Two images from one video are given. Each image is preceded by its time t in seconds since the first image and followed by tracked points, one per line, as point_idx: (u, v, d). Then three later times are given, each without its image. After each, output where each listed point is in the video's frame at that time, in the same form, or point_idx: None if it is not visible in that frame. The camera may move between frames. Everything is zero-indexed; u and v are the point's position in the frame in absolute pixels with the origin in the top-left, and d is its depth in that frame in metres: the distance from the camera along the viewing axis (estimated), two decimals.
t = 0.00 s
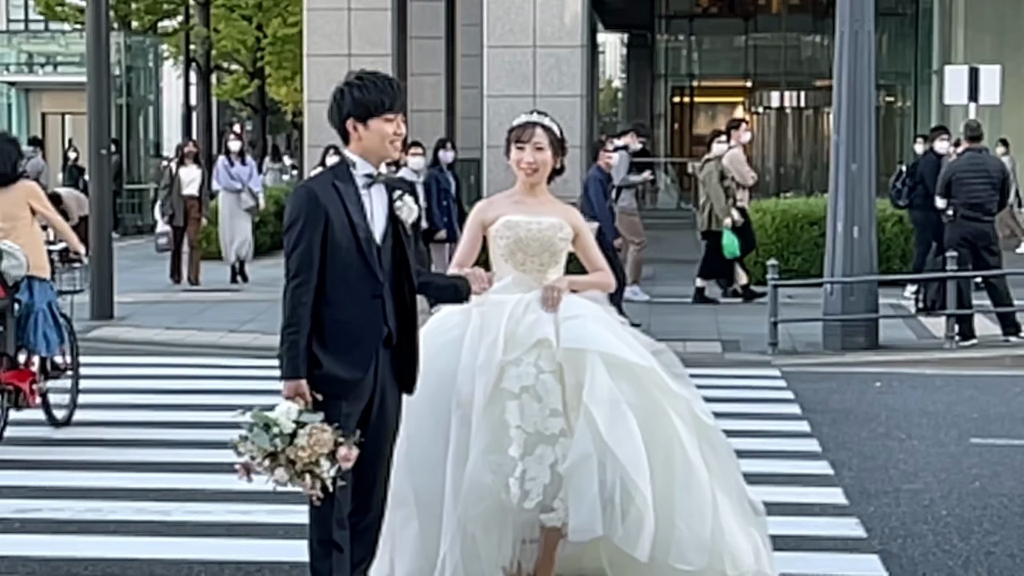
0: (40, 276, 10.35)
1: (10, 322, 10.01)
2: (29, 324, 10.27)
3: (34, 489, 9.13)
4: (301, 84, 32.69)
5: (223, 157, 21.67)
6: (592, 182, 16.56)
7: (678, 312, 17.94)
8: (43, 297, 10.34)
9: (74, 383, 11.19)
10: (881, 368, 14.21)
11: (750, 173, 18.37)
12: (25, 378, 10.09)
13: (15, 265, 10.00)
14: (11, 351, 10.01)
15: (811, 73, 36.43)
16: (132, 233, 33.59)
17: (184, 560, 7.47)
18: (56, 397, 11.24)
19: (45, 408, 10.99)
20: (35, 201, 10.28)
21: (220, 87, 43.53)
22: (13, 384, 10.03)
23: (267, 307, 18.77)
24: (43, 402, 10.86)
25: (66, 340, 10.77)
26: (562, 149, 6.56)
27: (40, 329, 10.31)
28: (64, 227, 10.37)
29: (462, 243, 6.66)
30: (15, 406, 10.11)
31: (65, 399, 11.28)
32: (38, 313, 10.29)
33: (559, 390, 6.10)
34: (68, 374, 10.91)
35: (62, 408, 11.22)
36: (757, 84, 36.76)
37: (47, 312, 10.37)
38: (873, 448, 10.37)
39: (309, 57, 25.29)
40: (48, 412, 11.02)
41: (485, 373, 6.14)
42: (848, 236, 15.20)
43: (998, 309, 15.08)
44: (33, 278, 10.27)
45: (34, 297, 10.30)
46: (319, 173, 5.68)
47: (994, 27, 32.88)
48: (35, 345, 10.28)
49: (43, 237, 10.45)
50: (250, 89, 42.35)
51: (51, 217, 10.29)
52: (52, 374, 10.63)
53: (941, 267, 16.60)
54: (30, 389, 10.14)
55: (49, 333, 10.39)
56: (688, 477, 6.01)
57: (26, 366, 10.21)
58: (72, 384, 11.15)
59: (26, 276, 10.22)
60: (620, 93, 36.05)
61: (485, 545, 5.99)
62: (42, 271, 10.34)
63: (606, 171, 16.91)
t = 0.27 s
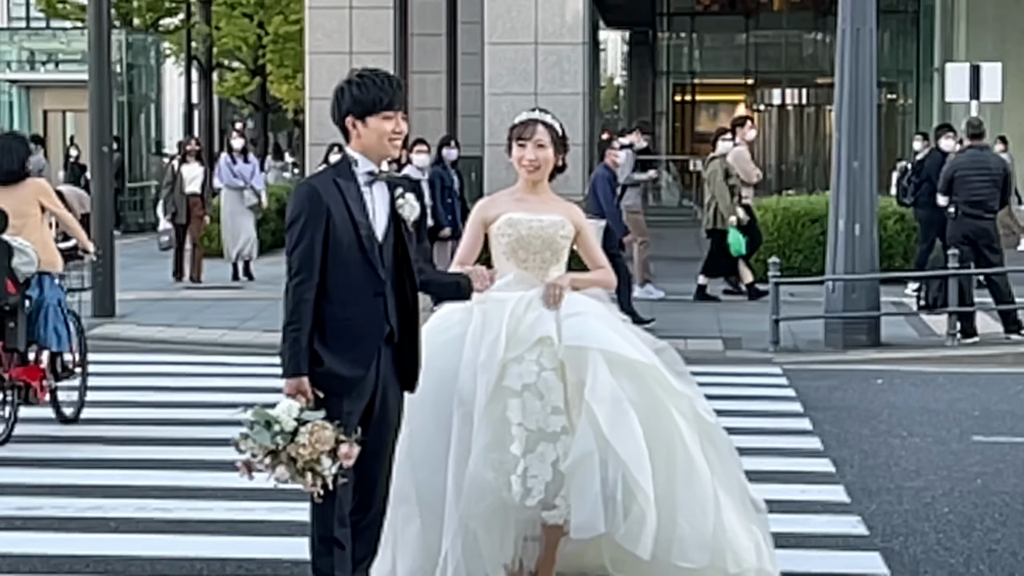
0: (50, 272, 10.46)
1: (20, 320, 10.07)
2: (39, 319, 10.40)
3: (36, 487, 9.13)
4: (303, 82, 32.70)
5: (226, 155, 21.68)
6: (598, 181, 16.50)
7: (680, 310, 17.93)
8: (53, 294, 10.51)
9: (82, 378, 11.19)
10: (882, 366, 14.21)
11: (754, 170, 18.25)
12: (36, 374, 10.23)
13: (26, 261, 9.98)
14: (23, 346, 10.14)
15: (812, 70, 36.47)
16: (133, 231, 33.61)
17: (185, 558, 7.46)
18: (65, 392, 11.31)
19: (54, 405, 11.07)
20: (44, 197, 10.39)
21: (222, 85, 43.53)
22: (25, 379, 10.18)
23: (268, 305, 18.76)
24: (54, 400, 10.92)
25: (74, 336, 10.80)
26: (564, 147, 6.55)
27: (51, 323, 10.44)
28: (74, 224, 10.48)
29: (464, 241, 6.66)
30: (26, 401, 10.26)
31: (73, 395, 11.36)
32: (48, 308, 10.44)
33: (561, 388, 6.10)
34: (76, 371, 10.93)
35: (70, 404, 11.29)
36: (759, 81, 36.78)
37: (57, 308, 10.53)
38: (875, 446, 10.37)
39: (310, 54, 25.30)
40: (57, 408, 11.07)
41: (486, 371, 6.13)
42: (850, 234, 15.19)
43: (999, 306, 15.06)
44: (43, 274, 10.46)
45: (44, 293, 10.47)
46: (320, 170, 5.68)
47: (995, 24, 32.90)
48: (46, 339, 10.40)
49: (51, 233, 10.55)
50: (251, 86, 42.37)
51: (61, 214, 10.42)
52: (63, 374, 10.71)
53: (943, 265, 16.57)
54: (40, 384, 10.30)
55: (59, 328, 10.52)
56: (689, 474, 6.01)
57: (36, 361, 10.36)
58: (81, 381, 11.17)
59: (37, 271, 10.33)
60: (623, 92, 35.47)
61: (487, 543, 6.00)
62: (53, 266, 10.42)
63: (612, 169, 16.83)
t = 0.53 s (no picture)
0: (61, 268, 10.49)
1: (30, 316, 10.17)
2: (49, 315, 10.44)
3: (39, 485, 9.13)
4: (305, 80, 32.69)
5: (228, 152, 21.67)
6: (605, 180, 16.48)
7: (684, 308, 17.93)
8: (62, 290, 10.53)
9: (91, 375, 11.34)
10: (884, 364, 14.20)
11: (759, 169, 18.26)
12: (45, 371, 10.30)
13: (37, 260, 10.06)
14: (32, 343, 10.19)
15: (814, 68, 36.44)
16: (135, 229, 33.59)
17: (188, 556, 7.46)
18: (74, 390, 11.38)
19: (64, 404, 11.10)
20: (54, 196, 10.39)
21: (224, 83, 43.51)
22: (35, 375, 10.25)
23: (271, 303, 18.76)
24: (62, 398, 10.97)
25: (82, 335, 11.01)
26: (566, 145, 6.55)
27: (61, 319, 10.50)
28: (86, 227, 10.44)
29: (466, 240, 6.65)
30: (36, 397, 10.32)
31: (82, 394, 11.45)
32: (58, 304, 10.44)
33: (563, 385, 6.10)
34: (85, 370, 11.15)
35: (78, 402, 11.33)
36: (761, 79, 36.74)
37: (66, 303, 10.57)
38: (878, 443, 10.37)
39: (312, 52, 25.31)
40: (67, 407, 11.10)
41: (489, 368, 6.13)
42: (852, 231, 15.18)
43: (1001, 304, 15.07)
44: (54, 271, 10.45)
45: (54, 290, 10.47)
46: (323, 168, 5.68)
47: (997, 22, 32.88)
48: (57, 336, 10.46)
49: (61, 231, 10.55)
50: (253, 84, 42.35)
51: (71, 214, 10.39)
52: (71, 377, 10.78)
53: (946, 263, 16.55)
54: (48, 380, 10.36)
55: (69, 323, 10.59)
56: (692, 472, 6.01)
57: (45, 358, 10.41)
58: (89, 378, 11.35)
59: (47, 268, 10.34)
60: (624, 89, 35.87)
61: (489, 541, 6.00)
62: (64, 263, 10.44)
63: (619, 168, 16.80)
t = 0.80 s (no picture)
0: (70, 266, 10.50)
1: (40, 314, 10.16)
2: (61, 312, 10.50)
3: (42, 483, 9.13)
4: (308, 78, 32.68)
5: (231, 150, 21.66)
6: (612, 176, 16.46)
7: (687, 306, 17.93)
8: (72, 288, 10.57)
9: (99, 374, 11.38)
10: (886, 361, 14.20)
11: (764, 167, 18.26)
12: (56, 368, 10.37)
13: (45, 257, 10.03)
14: (42, 341, 10.20)
15: (817, 66, 36.45)
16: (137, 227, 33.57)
17: (191, 554, 7.47)
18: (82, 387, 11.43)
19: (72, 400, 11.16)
20: (63, 194, 10.41)
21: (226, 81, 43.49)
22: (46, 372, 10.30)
23: (273, 301, 18.75)
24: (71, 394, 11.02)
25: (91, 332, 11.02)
26: (569, 143, 6.55)
27: (72, 316, 10.56)
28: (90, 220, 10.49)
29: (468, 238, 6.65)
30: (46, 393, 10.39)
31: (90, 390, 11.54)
32: (69, 302, 10.51)
33: (566, 384, 6.09)
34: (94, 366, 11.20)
35: (88, 398, 11.41)
36: (764, 77, 36.67)
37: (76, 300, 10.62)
38: (880, 441, 10.37)
39: (314, 50, 25.28)
40: (75, 401, 11.15)
41: (491, 367, 6.13)
42: (854, 229, 15.17)
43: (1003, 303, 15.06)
44: (64, 269, 10.51)
45: (64, 286, 10.52)
46: (325, 166, 5.68)
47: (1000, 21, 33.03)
48: (69, 332, 10.54)
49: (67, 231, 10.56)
50: (255, 83, 42.34)
51: (80, 212, 10.44)
52: (82, 379, 10.90)
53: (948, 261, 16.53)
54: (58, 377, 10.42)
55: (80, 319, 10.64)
56: (695, 470, 6.01)
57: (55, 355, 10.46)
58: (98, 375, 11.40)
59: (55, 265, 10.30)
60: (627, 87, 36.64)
61: (492, 540, 6.00)
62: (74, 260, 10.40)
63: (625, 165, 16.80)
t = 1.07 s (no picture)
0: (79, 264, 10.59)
1: (51, 310, 10.26)
2: (71, 309, 10.59)
3: (45, 481, 9.14)
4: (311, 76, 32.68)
5: (235, 149, 21.66)
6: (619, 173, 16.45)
7: (690, 304, 17.92)
8: (82, 284, 10.69)
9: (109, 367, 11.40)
10: (889, 359, 14.19)
11: (770, 165, 18.26)
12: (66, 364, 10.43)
13: (56, 257, 10.11)
14: (53, 337, 10.30)
15: (820, 64, 36.49)
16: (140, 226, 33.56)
17: (195, 552, 7.47)
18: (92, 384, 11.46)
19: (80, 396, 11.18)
20: (72, 192, 10.42)
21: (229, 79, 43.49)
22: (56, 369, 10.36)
23: (275, 299, 18.76)
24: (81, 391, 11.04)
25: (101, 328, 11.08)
26: (572, 141, 6.55)
27: (84, 313, 10.65)
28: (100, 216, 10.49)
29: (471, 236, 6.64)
30: (57, 389, 10.46)
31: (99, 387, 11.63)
32: (80, 298, 10.62)
33: (569, 383, 6.09)
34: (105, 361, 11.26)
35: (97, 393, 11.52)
36: (766, 75, 36.64)
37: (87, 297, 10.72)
38: (883, 439, 10.36)
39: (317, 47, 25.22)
40: (82, 397, 11.18)
41: (494, 365, 6.13)
42: (857, 227, 15.17)
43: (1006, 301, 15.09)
44: (75, 266, 10.61)
45: (75, 284, 10.64)
46: (327, 164, 5.69)
47: (1002, 18, 32.88)
48: (80, 329, 10.61)
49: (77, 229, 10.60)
50: (258, 81, 42.35)
51: (89, 208, 10.44)
52: (93, 378, 10.94)
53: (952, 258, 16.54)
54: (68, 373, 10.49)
55: (91, 315, 10.73)
56: (697, 468, 6.00)
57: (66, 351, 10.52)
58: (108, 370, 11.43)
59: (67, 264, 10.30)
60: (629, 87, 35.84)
61: (495, 538, 6.00)
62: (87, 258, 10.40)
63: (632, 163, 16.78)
